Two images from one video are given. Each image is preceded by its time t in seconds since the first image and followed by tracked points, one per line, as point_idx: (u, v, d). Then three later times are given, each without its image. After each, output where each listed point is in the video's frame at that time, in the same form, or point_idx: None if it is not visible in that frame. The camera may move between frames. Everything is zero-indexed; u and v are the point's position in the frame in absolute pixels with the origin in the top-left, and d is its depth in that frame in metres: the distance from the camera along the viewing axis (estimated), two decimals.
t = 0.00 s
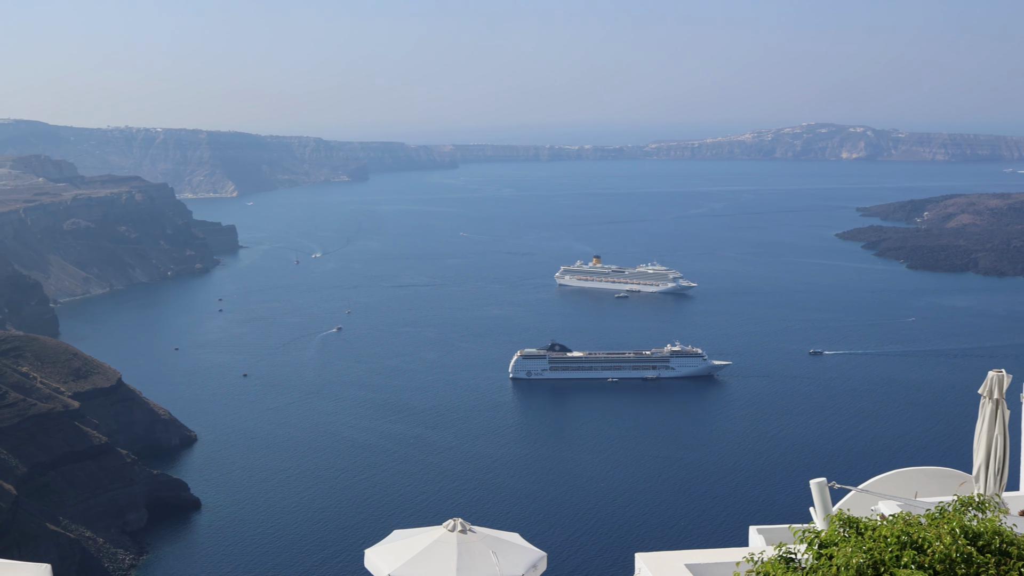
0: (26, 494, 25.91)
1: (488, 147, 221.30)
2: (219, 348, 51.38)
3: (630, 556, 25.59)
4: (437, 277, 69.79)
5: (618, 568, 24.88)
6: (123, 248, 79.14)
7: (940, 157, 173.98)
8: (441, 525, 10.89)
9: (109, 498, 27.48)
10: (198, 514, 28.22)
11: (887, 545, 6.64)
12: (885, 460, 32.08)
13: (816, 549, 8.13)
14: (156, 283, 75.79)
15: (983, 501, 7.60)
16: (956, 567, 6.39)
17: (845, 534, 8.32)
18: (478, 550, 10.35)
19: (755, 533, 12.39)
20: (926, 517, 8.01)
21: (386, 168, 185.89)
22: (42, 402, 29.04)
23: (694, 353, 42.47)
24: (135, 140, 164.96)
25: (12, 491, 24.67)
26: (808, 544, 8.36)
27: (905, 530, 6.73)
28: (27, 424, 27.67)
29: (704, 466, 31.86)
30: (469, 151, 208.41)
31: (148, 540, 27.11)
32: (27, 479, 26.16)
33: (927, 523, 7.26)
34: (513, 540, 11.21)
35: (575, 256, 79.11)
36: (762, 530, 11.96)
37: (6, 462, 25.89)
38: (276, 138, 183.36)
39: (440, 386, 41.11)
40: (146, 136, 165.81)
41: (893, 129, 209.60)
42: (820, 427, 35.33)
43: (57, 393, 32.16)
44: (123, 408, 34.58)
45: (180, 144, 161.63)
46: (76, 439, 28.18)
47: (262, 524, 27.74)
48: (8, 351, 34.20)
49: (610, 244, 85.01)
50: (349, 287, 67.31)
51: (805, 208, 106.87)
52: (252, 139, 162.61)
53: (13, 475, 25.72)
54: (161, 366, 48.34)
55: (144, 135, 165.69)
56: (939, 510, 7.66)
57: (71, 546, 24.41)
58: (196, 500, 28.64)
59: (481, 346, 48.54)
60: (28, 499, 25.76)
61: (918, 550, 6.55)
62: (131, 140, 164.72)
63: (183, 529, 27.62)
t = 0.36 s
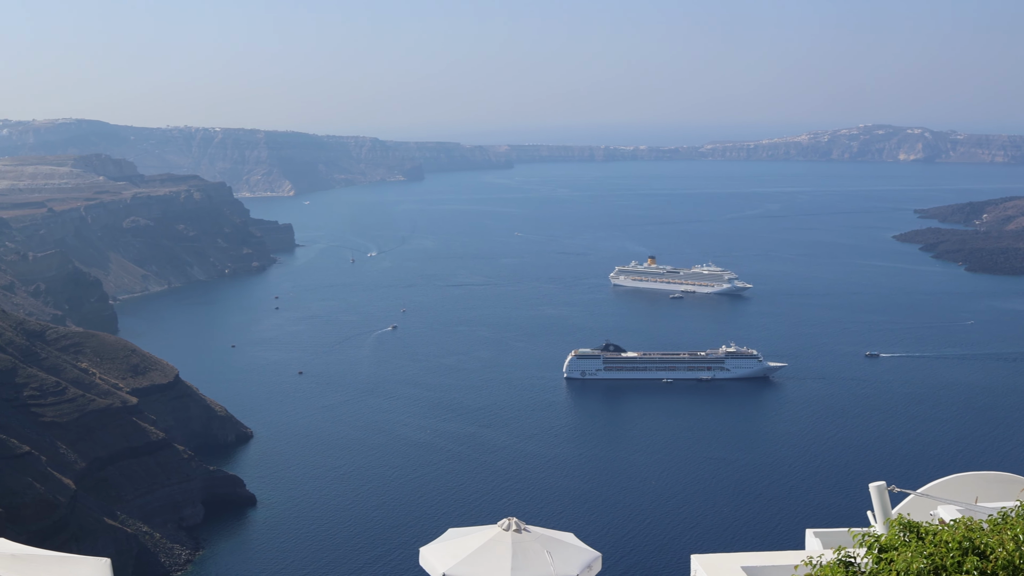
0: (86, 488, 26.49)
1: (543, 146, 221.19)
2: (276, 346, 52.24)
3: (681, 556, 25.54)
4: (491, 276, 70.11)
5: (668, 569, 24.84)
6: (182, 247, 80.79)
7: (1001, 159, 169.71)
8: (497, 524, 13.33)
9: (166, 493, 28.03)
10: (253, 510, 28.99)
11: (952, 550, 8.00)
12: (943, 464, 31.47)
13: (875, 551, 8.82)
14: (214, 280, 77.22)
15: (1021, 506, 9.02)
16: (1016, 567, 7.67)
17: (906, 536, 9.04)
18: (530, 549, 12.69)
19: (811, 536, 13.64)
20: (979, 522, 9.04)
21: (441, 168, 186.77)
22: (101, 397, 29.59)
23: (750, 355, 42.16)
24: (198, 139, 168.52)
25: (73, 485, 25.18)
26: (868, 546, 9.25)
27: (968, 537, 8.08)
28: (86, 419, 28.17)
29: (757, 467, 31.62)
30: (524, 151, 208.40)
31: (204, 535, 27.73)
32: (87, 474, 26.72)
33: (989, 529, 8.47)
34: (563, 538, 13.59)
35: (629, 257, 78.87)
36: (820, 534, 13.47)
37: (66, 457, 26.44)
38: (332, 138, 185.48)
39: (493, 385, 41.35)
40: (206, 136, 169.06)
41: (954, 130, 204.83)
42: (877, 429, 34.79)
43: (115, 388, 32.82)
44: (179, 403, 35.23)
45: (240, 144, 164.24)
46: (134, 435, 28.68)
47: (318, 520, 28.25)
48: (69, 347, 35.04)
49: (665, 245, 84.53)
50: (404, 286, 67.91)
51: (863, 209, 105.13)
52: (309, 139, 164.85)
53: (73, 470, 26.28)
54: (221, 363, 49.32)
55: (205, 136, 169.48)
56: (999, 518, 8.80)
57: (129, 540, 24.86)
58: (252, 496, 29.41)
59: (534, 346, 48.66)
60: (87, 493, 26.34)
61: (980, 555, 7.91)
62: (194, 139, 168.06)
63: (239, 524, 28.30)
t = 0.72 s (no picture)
0: (147, 483, 27.30)
1: (598, 145, 220.64)
2: (333, 344, 53.07)
3: (735, 557, 25.40)
4: (546, 276, 70.27)
5: (718, 572, 24.72)
6: (242, 244, 82.41)
7: None
8: (554, 524, 13.51)
9: (224, 488, 28.74)
10: (309, 506, 29.62)
11: (1012, 554, 7.96)
12: (1004, 468, 30.76)
13: (935, 556, 8.70)
14: (272, 278, 78.59)
15: None
16: None
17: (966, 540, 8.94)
18: (585, 549, 12.80)
19: (869, 540, 13.68)
20: None
21: (497, 167, 187.41)
22: (161, 394, 30.43)
23: (807, 357, 41.66)
24: (259, 140, 171.81)
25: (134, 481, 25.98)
26: (928, 550, 9.13)
27: None
28: (148, 415, 29.03)
29: (812, 469, 31.25)
30: (580, 150, 208.05)
31: (261, 531, 28.39)
32: (148, 469, 27.53)
33: None
34: (619, 539, 13.69)
35: (685, 257, 78.42)
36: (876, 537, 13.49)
37: (128, 452, 27.26)
38: (389, 138, 187.40)
39: (547, 385, 41.47)
40: (267, 136, 172.31)
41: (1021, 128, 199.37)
42: (936, 432, 34.12)
43: (175, 385, 33.68)
44: (237, 399, 36.03)
45: (300, 144, 167.06)
46: (193, 431, 29.44)
47: (371, 517, 28.72)
48: (132, 344, 36.08)
49: (721, 245, 83.88)
50: (460, 285, 68.41)
51: (925, 209, 102.91)
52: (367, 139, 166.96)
53: (135, 465, 27.09)
54: (280, 360, 50.25)
55: (265, 137, 172.67)
56: None
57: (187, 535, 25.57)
58: (308, 492, 30.05)
59: (588, 346, 48.66)
60: (149, 488, 27.13)
61: None
62: (255, 140, 171.42)
63: (295, 520, 28.94)
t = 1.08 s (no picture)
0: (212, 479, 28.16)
1: (658, 144, 219.15)
2: (393, 342, 53.83)
3: (792, 560, 25.14)
4: (604, 275, 70.17)
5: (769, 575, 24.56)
6: (305, 244, 83.93)
7: None
8: (612, 525, 13.63)
9: (286, 485, 29.47)
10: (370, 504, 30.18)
11: None
12: None
13: (998, 562, 8.53)
14: (334, 277, 79.84)
15: None
16: None
17: None
18: (643, 549, 12.90)
19: (928, 544, 13.48)
20: None
21: (557, 166, 187.37)
22: (227, 391, 31.33)
23: (866, 357, 41.04)
24: (322, 140, 174.75)
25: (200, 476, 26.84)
26: (991, 554, 8.95)
27: None
28: (213, 411, 29.89)
29: (870, 471, 30.76)
30: (639, 149, 206.91)
31: (322, 527, 29.03)
32: (213, 465, 28.40)
33: None
34: (677, 539, 13.76)
35: (744, 257, 77.62)
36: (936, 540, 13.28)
37: (193, 448, 28.16)
38: (449, 138, 188.81)
39: (603, 384, 41.52)
40: (330, 136, 175.18)
41: None
42: (1003, 435, 33.25)
43: (239, 382, 34.60)
44: (300, 396, 36.86)
45: (362, 144, 169.45)
46: (257, 427, 30.21)
47: (430, 515, 29.10)
48: (198, 342, 37.25)
49: (781, 244, 82.79)
50: (518, 284, 68.68)
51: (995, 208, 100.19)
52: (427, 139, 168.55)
53: (200, 460, 28.00)
54: (341, 358, 51.12)
55: (329, 138, 175.47)
56: None
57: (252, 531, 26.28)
58: (369, 490, 30.57)
59: (645, 345, 48.55)
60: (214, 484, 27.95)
61: None
62: (319, 140, 174.40)
63: (356, 516, 29.53)
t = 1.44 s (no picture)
0: (281, 473, 28.84)
1: (723, 144, 216.26)
2: (457, 340, 54.17)
3: (857, 564, 24.55)
4: (668, 275, 69.57)
5: None
6: (371, 242, 85.04)
7: None
8: (672, 524, 13.53)
9: (351, 480, 30.06)
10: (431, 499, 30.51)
11: None
12: None
13: None
14: (400, 275, 80.60)
15: None
16: None
17: None
18: (703, 549, 12.76)
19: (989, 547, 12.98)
20: None
21: (622, 165, 186.29)
22: (296, 386, 32.01)
23: (926, 358, 39.93)
24: (389, 140, 176.98)
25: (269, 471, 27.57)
26: None
27: None
28: (282, 406, 30.59)
29: (938, 474, 29.89)
30: (702, 148, 204.47)
31: (387, 522, 29.48)
32: (282, 459, 29.10)
33: None
34: (739, 541, 13.54)
35: (809, 257, 76.25)
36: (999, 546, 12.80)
37: (264, 442, 28.90)
38: (514, 137, 189.20)
39: (665, 385, 41.08)
40: (397, 136, 177.32)
41: None
42: None
43: (307, 378, 35.37)
44: (366, 393, 37.50)
45: (428, 143, 171.09)
46: (324, 424, 30.89)
47: (488, 512, 29.22)
48: (267, 338, 38.17)
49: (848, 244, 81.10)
50: (581, 283, 68.47)
51: None
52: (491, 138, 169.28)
53: (268, 454, 28.74)
54: (405, 356, 51.66)
55: (395, 138, 177.65)
56: None
57: (318, 524, 26.95)
58: (433, 487, 30.82)
59: (709, 345, 48.03)
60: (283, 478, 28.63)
61: None
62: (386, 140, 176.69)
63: (419, 513, 29.80)
